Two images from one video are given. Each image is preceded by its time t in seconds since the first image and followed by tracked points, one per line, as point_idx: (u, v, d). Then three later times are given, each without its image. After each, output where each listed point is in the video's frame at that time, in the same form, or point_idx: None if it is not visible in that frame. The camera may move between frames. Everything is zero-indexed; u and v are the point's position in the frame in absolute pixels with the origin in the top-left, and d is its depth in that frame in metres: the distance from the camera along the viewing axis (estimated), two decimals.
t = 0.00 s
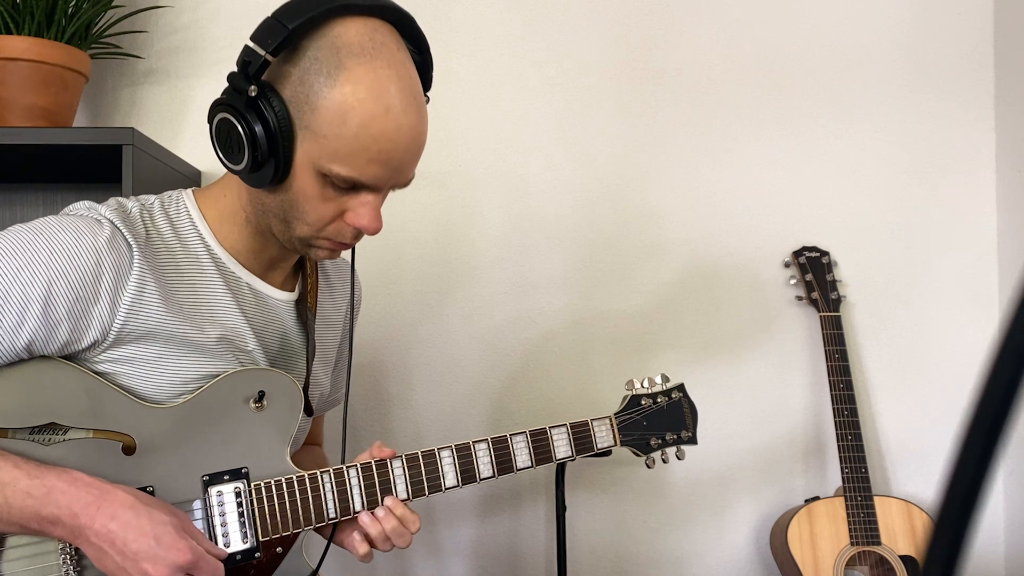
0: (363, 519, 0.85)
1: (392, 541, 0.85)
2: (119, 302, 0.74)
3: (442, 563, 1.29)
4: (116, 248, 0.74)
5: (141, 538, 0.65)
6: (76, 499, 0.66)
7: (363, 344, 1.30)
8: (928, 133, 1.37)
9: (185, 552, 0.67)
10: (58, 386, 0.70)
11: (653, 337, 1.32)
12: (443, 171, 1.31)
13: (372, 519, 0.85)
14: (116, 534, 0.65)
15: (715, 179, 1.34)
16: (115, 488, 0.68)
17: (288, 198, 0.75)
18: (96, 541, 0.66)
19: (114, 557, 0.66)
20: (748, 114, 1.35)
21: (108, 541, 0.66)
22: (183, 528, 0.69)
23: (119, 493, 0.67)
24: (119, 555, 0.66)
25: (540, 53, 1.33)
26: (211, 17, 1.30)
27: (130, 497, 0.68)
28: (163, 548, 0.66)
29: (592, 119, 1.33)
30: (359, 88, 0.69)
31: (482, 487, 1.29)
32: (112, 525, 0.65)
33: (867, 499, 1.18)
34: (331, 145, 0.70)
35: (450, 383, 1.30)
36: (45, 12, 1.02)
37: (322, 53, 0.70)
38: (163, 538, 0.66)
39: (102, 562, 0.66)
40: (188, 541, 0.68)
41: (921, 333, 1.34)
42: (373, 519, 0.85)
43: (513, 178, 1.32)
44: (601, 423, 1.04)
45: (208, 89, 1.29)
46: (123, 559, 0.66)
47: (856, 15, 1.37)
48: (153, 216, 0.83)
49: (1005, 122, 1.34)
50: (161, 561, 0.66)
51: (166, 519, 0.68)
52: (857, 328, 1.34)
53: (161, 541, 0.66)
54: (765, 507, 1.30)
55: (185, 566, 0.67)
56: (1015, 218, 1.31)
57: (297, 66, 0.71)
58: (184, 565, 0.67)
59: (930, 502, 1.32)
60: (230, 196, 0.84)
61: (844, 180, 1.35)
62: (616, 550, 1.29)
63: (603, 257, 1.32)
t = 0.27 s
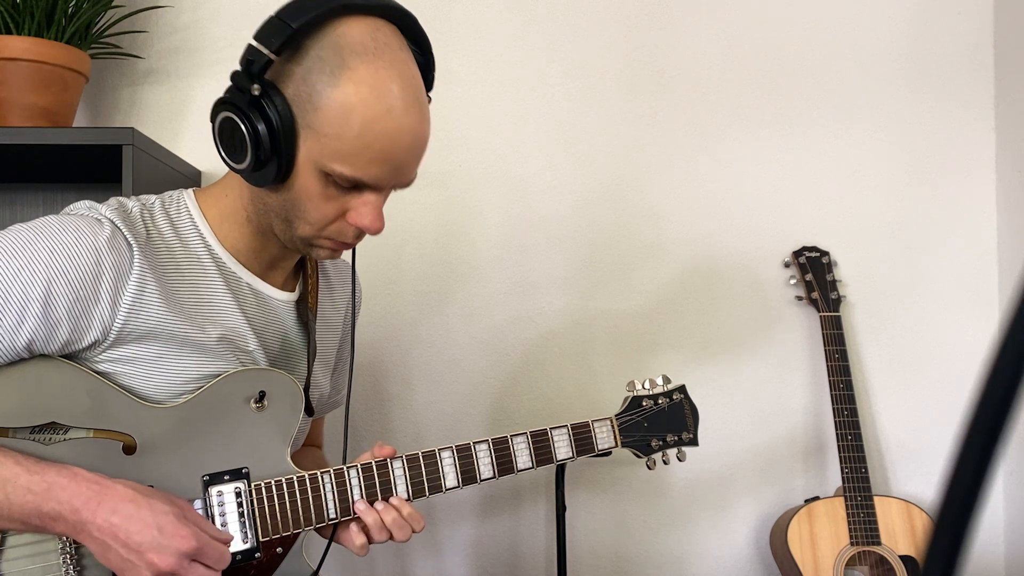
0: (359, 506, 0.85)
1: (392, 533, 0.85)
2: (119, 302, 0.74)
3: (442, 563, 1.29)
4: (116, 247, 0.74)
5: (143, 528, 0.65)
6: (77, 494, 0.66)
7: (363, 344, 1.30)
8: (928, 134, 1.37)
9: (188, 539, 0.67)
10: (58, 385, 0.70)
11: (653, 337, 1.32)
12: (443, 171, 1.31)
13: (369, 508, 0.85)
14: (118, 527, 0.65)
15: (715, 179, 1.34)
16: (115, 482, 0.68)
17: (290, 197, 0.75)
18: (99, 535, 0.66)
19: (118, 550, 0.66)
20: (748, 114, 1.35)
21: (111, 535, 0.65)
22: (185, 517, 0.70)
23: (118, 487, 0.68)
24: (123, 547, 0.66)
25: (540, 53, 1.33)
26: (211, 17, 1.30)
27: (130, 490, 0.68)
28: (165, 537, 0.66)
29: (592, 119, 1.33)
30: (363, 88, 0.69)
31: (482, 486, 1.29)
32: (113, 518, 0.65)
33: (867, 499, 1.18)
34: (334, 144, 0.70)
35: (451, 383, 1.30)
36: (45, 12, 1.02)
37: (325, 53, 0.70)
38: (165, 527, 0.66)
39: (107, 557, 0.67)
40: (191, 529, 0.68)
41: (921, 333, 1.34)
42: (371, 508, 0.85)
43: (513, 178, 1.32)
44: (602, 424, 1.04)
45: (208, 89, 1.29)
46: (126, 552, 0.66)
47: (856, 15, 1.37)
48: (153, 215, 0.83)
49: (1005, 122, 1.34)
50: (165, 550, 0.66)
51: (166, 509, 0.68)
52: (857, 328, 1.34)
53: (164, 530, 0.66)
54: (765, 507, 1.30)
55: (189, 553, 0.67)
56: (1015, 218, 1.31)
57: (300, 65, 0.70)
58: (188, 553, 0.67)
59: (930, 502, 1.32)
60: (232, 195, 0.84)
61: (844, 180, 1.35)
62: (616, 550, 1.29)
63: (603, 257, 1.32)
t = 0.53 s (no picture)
0: (382, 497, 0.86)
1: (416, 525, 0.86)
2: (117, 302, 0.74)
3: (442, 563, 1.29)
4: (114, 248, 0.74)
5: (146, 530, 0.65)
6: (78, 497, 0.66)
7: (363, 344, 1.30)
8: (928, 133, 1.37)
9: (192, 540, 0.67)
10: (57, 386, 0.70)
11: (653, 337, 1.32)
12: (443, 171, 1.31)
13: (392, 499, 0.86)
14: (121, 529, 0.65)
15: (714, 179, 1.34)
16: (117, 484, 0.68)
17: (297, 204, 0.75)
18: (102, 537, 0.66)
19: (121, 552, 0.66)
20: (748, 114, 1.35)
21: (114, 537, 0.65)
22: (188, 518, 0.70)
23: (119, 488, 0.67)
24: (126, 549, 0.66)
25: (540, 53, 1.33)
26: (211, 17, 1.30)
27: (131, 492, 0.68)
28: (169, 538, 0.66)
29: (592, 119, 1.33)
30: (378, 103, 0.69)
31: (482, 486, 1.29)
32: (116, 520, 0.65)
33: (867, 499, 1.18)
34: (346, 156, 0.70)
35: (451, 383, 1.30)
36: (44, 12, 1.02)
37: (341, 66, 0.70)
38: (169, 529, 0.66)
39: (110, 559, 0.66)
40: (194, 530, 0.68)
41: (922, 333, 1.34)
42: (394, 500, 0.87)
43: (513, 178, 1.32)
44: (601, 422, 1.04)
45: (207, 89, 1.29)
46: (130, 553, 0.66)
47: (856, 15, 1.37)
48: (152, 216, 0.83)
49: (1005, 122, 1.34)
50: (169, 552, 0.66)
51: (169, 510, 0.68)
52: (857, 328, 1.34)
53: (167, 531, 0.66)
54: (765, 507, 1.30)
55: (193, 554, 0.67)
56: (1015, 218, 1.31)
57: (316, 77, 0.70)
58: (192, 553, 0.67)
59: (930, 502, 1.32)
60: (232, 195, 0.84)
61: (844, 180, 1.35)
62: (616, 550, 1.29)
63: (603, 257, 1.32)
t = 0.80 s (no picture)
0: (387, 496, 0.87)
1: (423, 521, 0.88)
2: (120, 302, 0.74)
3: (442, 563, 1.29)
4: (116, 248, 0.74)
5: (148, 528, 0.65)
6: (80, 494, 0.66)
7: (363, 344, 1.30)
8: (928, 134, 1.37)
9: (193, 539, 0.67)
10: (59, 385, 0.70)
11: (653, 337, 1.32)
12: (443, 171, 1.31)
13: (397, 497, 0.87)
14: (122, 527, 0.65)
15: (714, 179, 1.34)
16: (119, 482, 0.68)
17: (295, 203, 0.75)
18: (103, 535, 0.66)
19: (122, 551, 0.66)
20: (748, 114, 1.35)
21: (115, 535, 0.65)
22: (189, 517, 0.70)
23: (121, 487, 0.68)
24: (127, 548, 0.66)
25: (540, 53, 1.33)
26: (210, 17, 1.30)
27: (133, 491, 0.68)
28: (171, 537, 0.66)
29: (592, 119, 1.33)
30: (371, 99, 0.69)
31: (482, 486, 1.29)
32: (117, 518, 0.65)
33: (867, 499, 1.18)
34: (342, 154, 0.70)
35: (451, 383, 1.30)
36: (45, 12, 1.02)
37: (334, 63, 0.70)
38: (171, 528, 0.66)
39: (111, 558, 0.66)
40: (195, 529, 0.68)
41: (922, 333, 1.34)
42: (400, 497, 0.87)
43: (513, 178, 1.32)
44: (603, 424, 1.04)
45: (207, 89, 1.29)
46: (131, 552, 0.66)
47: (857, 15, 1.37)
48: (154, 216, 0.83)
49: (1005, 122, 1.34)
50: (170, 550, 0.66)
51: (170, 509, 0.68)
52: (857, 328, 1.34)
53: (169, 530, 0.66)
54: (765, 508, 1.30)
55: (194, 553, 0.67)
56: (1016, 218, 1.31)
57: (310, 74, 0.70)
58: (193, 552, 0.67)
59: (930, 502, 1.32)
60: (233, 195, 0.84)
61: (844, 180, 1.35)
62: (616, 550, 1.29)
63: (603, 257, 1.32)
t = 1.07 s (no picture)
0: (353, 503, 0.84)
1: (388, 532, 0.85)
2: (119, 303, 0.74)
3: (442, 563, 1.29)
4: (115, 249, 0.74)
5: (143, 533, 0.65)
6: (77, 497, 0.66)
7: (363, 344, 1.30)
8: (928, 133, 1.36)
9: (186, 545, 0.67)
10: (58, 386, 0.70)
11: (653, 337, 1.31)
12: (443, 171, 1.31)
13: (363, 505, 0.84)
14: (117, 530, 0.65)
15: (714, 179, 1.34)
16: (116, 486, 0.68)
17: (295, 210, 0.75)
18: (99, 537, 0.66)
19: (116, 554, 0.66)
20: (748, 114, 1.35)
21: (110, 538, 0.65)
22: (184, 523, 0.69)
23: (119, 490, 0.68)
24: (121, 551, 0.66)
25: (540, 53, 1.33)
26: (210, 17, 1.30)
27: (131, 494, 0.68)
28: (165, 542, 0.66)
29: (592, 119, 1.33)
30: (376, 111, 0.69)
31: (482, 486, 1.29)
32: (113, 521, 0.65)
33: (867, 500, 1.18)
34: (343, 164, 0.70)
35: (450, 383, 1.30)
36: (44, 12, 1.02)
37: (339, 73, 0.70)
38: (165, 533, 0.66)
39: (106, 560, 0.66)
40: (189, 536, 0.68)
41: (922, 333, 1.34)
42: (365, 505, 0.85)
43: (513, 178, 1.32)
44: (600, 423, 1.04)
45: (207, 89, 1.29)
46: (125, 555, 0.66)
47: (857, 15, 1.37)
48: (153, 217, 0.83)
49: (1005, 122, 1.34)
50: (163, 556, 0.65)
51: (167, 514, 0.68)
52: (857, 328, 1.34)
53: (163, 535, 0.66)
54: (765, 508, 1.30)
55: (186, 560, 0.67)
56: (1016, 218, 1.31)
57: (314, 84, 0.70)
58: (185, 559, 0.67)
59: (930, 502, 1.32)
60: (232, 196, 0.84)
61: (844, 180, 1.35)
62: (616, 550, 1.29)
63: (602, 257, 1.32)
